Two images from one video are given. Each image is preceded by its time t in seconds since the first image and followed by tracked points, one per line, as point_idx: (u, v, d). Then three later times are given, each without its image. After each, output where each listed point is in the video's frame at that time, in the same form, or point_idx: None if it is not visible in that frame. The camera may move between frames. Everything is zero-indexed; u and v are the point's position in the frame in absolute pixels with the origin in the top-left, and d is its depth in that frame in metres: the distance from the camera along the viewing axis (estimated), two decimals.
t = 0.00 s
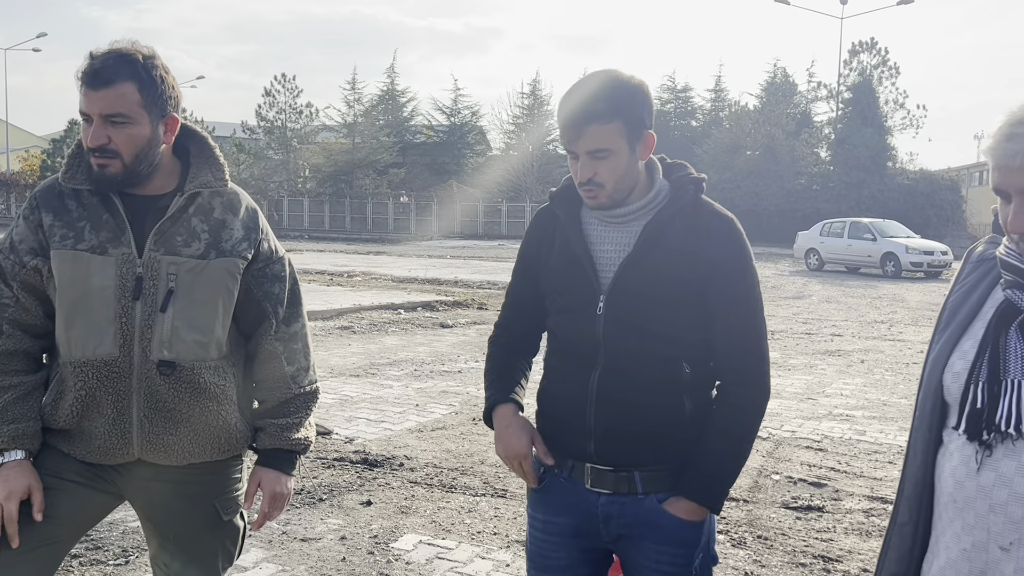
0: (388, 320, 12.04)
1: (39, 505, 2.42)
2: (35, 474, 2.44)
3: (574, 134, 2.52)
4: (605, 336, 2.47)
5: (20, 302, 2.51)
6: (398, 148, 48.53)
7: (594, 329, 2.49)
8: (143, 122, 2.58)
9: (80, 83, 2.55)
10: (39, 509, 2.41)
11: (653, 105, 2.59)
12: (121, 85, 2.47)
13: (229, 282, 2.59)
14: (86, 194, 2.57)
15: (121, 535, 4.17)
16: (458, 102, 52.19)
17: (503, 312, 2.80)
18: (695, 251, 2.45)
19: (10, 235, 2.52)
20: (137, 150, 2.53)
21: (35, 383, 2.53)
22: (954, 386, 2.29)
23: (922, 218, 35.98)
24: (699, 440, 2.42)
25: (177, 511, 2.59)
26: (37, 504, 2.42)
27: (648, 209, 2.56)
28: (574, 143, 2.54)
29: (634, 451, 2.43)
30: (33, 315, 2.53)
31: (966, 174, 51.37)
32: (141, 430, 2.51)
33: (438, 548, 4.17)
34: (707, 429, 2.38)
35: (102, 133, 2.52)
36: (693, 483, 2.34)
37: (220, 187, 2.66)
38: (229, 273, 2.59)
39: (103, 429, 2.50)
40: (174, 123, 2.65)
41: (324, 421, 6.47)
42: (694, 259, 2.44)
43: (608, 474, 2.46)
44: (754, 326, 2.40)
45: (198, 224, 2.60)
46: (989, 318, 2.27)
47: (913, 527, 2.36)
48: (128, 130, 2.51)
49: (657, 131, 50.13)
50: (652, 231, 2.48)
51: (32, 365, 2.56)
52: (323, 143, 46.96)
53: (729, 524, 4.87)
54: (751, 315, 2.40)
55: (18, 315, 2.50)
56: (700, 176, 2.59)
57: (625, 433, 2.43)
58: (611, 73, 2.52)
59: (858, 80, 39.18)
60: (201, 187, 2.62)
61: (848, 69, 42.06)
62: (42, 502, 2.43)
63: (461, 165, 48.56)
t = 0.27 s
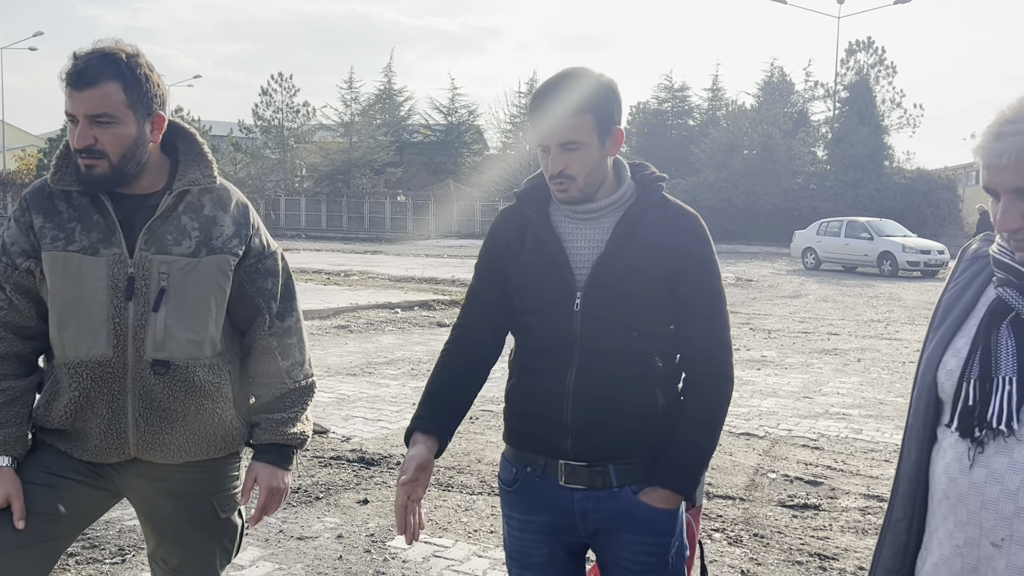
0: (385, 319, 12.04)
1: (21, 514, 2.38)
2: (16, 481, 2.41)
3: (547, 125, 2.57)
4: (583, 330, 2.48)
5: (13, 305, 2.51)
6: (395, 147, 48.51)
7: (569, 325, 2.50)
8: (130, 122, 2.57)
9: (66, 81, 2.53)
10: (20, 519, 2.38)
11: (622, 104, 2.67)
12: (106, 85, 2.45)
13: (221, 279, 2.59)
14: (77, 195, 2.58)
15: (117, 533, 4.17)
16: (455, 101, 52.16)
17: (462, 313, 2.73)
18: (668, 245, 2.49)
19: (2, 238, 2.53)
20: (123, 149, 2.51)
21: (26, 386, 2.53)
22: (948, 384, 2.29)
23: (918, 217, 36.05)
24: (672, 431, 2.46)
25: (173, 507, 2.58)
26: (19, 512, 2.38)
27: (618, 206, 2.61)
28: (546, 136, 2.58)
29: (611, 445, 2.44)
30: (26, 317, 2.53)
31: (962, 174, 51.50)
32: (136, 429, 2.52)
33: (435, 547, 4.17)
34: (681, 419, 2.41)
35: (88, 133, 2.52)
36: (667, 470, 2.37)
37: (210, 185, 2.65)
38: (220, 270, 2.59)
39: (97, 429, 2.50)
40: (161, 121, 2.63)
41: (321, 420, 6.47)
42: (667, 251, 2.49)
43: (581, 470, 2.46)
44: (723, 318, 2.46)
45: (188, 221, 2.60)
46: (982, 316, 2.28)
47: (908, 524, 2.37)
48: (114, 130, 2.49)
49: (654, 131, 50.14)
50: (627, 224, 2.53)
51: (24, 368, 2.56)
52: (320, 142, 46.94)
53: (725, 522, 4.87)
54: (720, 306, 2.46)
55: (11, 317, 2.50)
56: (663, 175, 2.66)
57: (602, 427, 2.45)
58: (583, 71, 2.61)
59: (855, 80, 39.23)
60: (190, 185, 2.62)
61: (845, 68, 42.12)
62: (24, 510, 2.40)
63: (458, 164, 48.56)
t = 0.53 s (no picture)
0: (382, 319, 12.04)
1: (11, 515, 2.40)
2: (6, 483, 2.42)
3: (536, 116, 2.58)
4: (568, 326, 2.49)
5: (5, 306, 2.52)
6: (392, 147, 48.48)
7: (553, 322, 2.51)
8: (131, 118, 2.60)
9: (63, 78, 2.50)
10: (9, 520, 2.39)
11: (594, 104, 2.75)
12: (119, 80, 2.47)
13: (213, 278, 2.59)
14: (66, 196, 2.57)
15: (113, 533, 4.17)
16: (453, 101, 52.12)
17: (435, 312, 2.67)
18: (646, 242, 2.56)
19: None
20: (133, 142, 2.53)
21: (18, 389, 2.53)
22: (940, 381, 2.30)
23: (915, 216, 36.09)
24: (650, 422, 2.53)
25: (169, 504, 2.59)
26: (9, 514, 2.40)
27: (591, 204, 2.64)
28: (533, 127, 2.59)
29: (595, 438, 2.48)
30: (17, 318, 2.54)
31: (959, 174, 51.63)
32: (131, 428, 2.52)
33: (431, 546, 4.17)
34: (660, 411, 2.49)
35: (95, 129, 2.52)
36: (650, 460, 2.46)
37: (200, 182, 2.64)
38: (212, 268, 2.58)
39: (92, 430, 2.50)
40: (156, 116, 2.66)
41: (318, 419, 6.47)
42: (645, 248, 2.56)
43: (565, 464, 2.49)
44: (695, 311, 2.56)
45: (179, 220, 2.59)
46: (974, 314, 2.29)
47: (901, 521, 2.38)
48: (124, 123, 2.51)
49: (652, 130, 50.15)
50: (606, 219, 2.57)
51: (16, 370, 2.55)
52: (317, 142, 46.89)
53: (722, 521, 4.88)
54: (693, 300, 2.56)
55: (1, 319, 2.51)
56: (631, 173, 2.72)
57: (588, 421, 2.48)
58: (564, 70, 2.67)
59: (852, 79, 39.26)
60: (180, 183, 2.61)
61: (842, 68, 42.14)
62: (15, 511, 2.41)
63: (456, 164, 48.54)
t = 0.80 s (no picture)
0: (382, 319, 12.04)
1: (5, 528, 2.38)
2: None
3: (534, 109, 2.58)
4: (557, 324, 2.50)
5: None
6: (391, 147, 48.48)
7: (541, 321, 2.51)
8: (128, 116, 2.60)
9: (61, 78, 2.48)
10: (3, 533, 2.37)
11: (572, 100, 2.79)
12: (126, 80, 2.49)
13: (209, 275, 2.58)
14: (56, 200, 2.55)
15: (112, 532, 4.17)
16: (452, 101, 52.13)
17: (419, 313, 2.66)
18: (629, 239, 2.59)
19: None
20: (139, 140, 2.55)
21: (13, 399, 2.52)
22: (936, 379, 2.30)
23: (914, 216, 36.11)
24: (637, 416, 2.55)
25: (171, 502, 2.58)
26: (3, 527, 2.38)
27: (575, 203, 2.66)
28: (532, 119, 2.58)
29: (585, 434, 2.49)
30: (10, 326, 2.53)
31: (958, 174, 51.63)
32: (133, 430, 2.52)
33: (429, 545, 4.17)
34: (647, 405, 2.51)
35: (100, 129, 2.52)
36: (640, 452, 2.49)
37: (189, 180, 2.63)
38: (208, 265, 2.58)
39: (95, 433, 2.50)
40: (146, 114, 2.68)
41: (317, 419, 6.47)
42: (630, 244, 2.59)
43: (558, 461, 2.49)
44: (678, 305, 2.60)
45: (171, 219, 2.58)
46: (971, 312, 2.29)
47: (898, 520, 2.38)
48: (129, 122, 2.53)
49: (651, 130, 50.15)
50: (592, 216, 2.58)
51: (10, 379, 2.54)
52: (316, 143, 46.88)
53: (720, 520, 4.88)
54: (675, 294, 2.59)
55: None
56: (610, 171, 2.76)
57: (580, 417, 2.49)
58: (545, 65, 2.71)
59: (851, 79, 39.27)
60: (171, 181, 2.60)
61: (841, 68, 42.15)
62: (8, 520, 2.39)
63: (455, 164, 48.53)
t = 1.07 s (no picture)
0: (382, 320, 12.04)
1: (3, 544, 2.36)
2: None
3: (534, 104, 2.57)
4: (554, 324, 2.49)
5: None
6: (392, 148, 48.50)
7: (537, 321, 2.50)
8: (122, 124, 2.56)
9: (54, 91, 2.42)
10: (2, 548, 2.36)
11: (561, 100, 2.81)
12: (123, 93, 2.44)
13: (210, 275, 2.58)
14: (52, 208, 2.52)
15: (113, 534, 4.16)
16: (452, 102, 52.16)
17: (415, 313, 2.66)
18: (624, 238, 2.59)
19: None
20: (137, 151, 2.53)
21: (12, 412, 2.49)
22: (943, 379, 2.29)
23: (914, 216, 36.11)
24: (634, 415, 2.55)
25: (176, 504, 2.58)
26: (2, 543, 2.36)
27: (571, 202, 2.66)
28: (531, 115, 2.58)
29: (583, 434, 2.49)
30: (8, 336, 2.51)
31: (958, 174, 51.64)
32: (139, 434, 2.51)
33: (431, 546, 4.17)
34: (644, 406, 2.51)
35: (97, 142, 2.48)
36: (639, 450, 2.48)
37: (184, 181, 2.61)
38: (208, 266, 2.58)
39: (101, 439, 2.49)
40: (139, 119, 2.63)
41: (318, 420, 6.46)
42: (625, 243, 2.59)
43: (557, 461, 2.48)
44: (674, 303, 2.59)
45: (169, 221, 2.57)
46: (977, 311, 2.29)
47: (903, 520, 2.37)
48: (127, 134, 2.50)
49: (651, 131, 50.17)
50: (587, 216, 2.58)
51: (9, 391, 2.52)
52: (316, 144, 46.90)
53: (722, 521, 4.87)
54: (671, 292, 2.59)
55: None
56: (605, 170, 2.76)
57: (578, 417, 2.48)
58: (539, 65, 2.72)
59: (851, 80, 39.28)
60: (166, 183, 2.58)
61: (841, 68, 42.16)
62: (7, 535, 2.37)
63: (455, 165, 48.54)
